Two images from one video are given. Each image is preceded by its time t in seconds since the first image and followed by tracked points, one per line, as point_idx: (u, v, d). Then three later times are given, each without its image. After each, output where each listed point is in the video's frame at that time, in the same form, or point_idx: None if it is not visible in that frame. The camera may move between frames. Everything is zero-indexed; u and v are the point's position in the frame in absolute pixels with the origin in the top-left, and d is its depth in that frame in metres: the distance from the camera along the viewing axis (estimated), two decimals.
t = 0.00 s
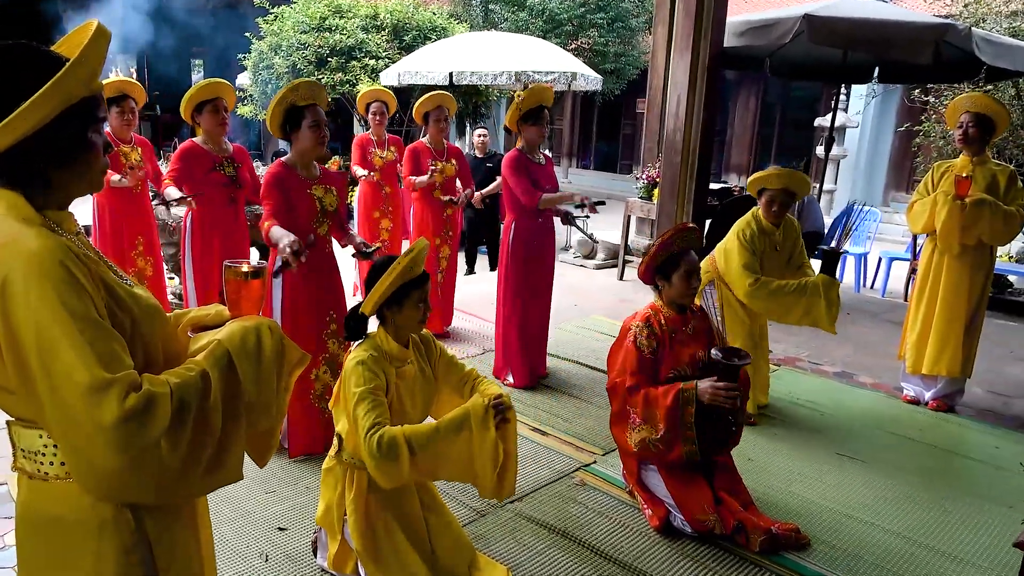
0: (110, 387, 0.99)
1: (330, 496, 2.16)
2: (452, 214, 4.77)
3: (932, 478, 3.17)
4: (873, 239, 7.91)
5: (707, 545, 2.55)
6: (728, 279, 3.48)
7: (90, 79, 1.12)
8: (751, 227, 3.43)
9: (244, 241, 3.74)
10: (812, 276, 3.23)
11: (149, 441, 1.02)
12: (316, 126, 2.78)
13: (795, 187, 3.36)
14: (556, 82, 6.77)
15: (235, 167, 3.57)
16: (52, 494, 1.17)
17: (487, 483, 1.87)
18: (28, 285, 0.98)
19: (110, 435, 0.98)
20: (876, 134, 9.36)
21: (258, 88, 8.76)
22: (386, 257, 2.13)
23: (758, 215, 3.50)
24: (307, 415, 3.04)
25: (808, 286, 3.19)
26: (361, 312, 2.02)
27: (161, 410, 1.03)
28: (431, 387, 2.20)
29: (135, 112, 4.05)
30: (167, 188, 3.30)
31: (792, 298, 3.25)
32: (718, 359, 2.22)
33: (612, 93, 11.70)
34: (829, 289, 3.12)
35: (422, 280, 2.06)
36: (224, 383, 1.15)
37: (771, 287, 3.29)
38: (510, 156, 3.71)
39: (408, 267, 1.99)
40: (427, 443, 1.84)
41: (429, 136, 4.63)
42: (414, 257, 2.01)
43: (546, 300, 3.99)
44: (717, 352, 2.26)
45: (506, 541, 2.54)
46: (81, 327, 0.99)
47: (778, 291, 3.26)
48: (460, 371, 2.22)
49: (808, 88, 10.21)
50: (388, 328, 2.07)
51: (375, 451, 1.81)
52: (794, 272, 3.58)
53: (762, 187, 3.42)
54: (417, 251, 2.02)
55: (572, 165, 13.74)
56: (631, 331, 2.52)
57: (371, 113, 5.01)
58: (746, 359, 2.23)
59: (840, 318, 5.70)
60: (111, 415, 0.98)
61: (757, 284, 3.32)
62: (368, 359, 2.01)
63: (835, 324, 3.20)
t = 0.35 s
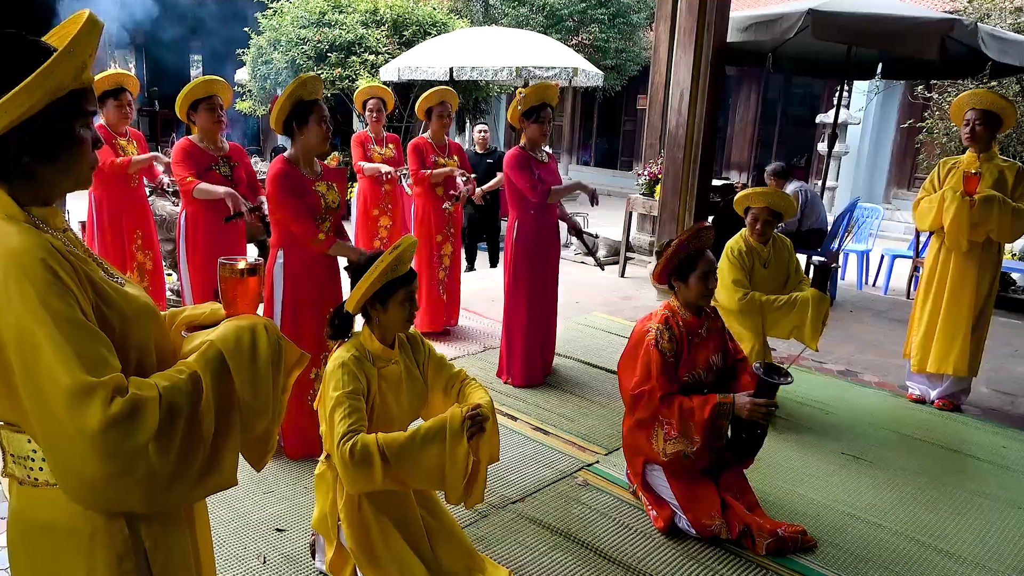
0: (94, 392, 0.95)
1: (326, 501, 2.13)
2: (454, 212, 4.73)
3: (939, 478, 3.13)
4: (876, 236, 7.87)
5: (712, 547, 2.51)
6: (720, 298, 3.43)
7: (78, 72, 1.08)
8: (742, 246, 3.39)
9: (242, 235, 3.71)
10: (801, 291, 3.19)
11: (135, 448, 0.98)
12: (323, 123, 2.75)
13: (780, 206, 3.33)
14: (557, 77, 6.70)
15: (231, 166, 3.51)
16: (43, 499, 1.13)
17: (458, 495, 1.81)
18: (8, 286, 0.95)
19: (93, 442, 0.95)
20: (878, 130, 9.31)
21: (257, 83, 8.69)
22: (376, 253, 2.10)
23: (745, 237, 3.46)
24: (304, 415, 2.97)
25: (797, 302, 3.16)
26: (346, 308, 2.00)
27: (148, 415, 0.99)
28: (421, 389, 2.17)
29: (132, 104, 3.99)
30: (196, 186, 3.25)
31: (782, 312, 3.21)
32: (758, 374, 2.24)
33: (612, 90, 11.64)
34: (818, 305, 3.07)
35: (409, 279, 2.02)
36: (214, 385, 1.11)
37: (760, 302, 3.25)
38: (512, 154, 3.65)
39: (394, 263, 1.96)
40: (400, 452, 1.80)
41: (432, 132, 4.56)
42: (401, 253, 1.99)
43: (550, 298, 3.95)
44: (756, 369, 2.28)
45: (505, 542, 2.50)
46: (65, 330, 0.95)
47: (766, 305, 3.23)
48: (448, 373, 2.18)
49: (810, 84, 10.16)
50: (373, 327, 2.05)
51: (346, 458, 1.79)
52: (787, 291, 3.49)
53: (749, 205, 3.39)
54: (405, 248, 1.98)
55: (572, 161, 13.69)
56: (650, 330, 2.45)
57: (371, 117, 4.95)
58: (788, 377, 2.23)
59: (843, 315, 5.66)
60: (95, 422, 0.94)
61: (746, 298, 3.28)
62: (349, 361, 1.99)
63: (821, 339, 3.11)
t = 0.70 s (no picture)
0: (60, 395, 0.89)
1: (320, 504, 2.08)
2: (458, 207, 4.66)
3: (950, 480, 3.06)
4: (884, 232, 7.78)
5: (716, 549, 2.45)
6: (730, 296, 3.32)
7: (45, 54, 1.01)
8: (756, 245, 3.33)
9: (241, 231, 3.65)
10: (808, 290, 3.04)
11: (106, 455, 0.92)
12: (324, 114, 2.67)
13: (790, 197, 3.26)
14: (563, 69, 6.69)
15: (228, 155, 3.47)
16: (14, 507, 1.07)
17: (455, 493, 1.75)
18: None
19: (60, 449, 0.89)
20: (887, 125, 9.20)
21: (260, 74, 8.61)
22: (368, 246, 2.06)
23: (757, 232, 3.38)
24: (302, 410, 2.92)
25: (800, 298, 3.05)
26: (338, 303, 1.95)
27: (120, 419, 0.93)
28: (416, 389, 2.11)
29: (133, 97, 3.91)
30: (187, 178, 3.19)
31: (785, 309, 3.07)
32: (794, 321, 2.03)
33: (618, 83, 11.53)
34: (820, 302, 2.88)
35: (403, 273, 1.97)
36: (193, 388, 1.05)
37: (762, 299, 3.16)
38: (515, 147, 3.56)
39: (386, 258, 1.90)
40: (395, 451, 1.74)
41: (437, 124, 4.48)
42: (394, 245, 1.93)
43: (553, 292, 3.88)
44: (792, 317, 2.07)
45: (506, 543, 2.45)
46: (31, 329, 0.90)
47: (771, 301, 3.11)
48: (443, 369, 2.13)
49: (817, 77, 10.05)
50: (366, 324, 1.98)
51: (340, 459, 1.73)
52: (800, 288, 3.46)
53: (758, 198, 3.31)
54: (398, 241, 1.94)
55: (577, 155, 13.59)
56: (672, 323, 2.39)
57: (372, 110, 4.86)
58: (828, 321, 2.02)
59: (851, 312, 5.58)
60: (62, 428, 0.88)
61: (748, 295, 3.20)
62: (341, 359, 1.92)
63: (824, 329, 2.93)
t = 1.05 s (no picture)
0: (11, 412, 0.87)
1: (309, 513, 2.02)
2: (459, 208, 4.60)
3: (957, 489, 2.99)
4: (891, 234, 7.69)
5: (716, 560, 2.39)
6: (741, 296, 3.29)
7: (7, 50, 0.96)
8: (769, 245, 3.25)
9: (237, 231, 3.60)
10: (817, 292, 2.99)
11: (61, 472, 0.91)
12: (318, 115, 2.62)
13: (800, 189, 3.18)
14: (568, 68, 6.50)
15: (223, 157, 3.40)
16: None
17: (450, 499, 1.69)
18: None
19: (12, 466, 0.88)
20: (896, 125, 9.09)
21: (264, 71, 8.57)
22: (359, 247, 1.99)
23: (770, 228, 3.30)
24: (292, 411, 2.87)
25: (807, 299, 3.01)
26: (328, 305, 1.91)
27: (76, 436, 0.92)
28: (410, 393, 2.04)
29: (133, 92, 3.89)
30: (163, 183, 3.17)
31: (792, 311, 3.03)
32: (806, 359, 2.01)
33: (624, 82, 11.46)
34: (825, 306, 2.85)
35: (394, 274, 1.91)
36: (158, 403, 1.02)
37: (770, 297, 3.16)
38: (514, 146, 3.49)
39: (377, 257, 1.84)
40: (387, 455, 1.69)
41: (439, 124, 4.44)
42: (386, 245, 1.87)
43: (556, 294, 3.83)
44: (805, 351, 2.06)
45: (501, 552, 2.39)
46: None
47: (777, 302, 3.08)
48: (438, 373, 2.07)
49: (825, 77, 9.95)
50: (357, 326, 1.92)
51: (331, 463, 1.68)
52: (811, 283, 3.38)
53: (769, 194, 3.23)
54: (389, 240, 1.87)
55: (583, 155, 13.52)
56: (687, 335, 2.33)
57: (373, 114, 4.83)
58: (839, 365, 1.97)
59: (857, 316, 5.50)
60: (13, 446, 0.87)
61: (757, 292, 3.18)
62: (332, 362, 1.87)
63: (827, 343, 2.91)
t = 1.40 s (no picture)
0: None
1: (278, 511, 1.95)
2: (432, 194, 4.52)
3: (928, 476, 3.02)
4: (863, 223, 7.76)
5: (689, 549, 2.38)
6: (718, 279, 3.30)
7: None
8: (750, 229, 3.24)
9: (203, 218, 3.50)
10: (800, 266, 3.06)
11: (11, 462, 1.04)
12: (287, 95, 2.54)
13: (780, 174, 3.16)
14: (543, 54, 6.46)
15: (185, 137, 3.30)
16: None
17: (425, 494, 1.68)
18: None
19: None
20: (869, 114, 9.14)
21: (234, 56, 8.36)
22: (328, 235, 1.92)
23: (751, 215, 3.29)
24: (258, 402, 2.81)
25: (793, 276, 3.03)
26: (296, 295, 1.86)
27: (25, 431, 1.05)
28: (382, 384, 1.99)
29: (95, 77, 3.76)
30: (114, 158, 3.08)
31: (777, 287, 3.09)
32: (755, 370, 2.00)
33: (601, 69, 11.39)
34: (811, 279, 2.93)
35: (365, 262, 1.85)
36: (103, 398, 1.15)
37: (752, 278, 3.14)
38: (489, 132, 3.45)
39: (346, 245, 1.79)
40: (362, 449, 1.64)
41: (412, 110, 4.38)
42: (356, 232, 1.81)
43: (530, 282, 3.79)
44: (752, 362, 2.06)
45: (476, 545, 2.35)
46: None
47: (760, 279, 3.13)
48: (410, 363, 2.02)
49: (800, 66, 9.94)
50: (327, 316, 1.86)
51: (304, 458, 1.62)
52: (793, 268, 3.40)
53: (751, 180, 3.20)
54: (359, 226, 1.81)
55: (559, 142, 13.45)
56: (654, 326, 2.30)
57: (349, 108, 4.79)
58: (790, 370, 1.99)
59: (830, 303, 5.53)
60: None
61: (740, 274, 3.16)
62: (303, 353, 1.80)
63: (814, 318, 2.98)
